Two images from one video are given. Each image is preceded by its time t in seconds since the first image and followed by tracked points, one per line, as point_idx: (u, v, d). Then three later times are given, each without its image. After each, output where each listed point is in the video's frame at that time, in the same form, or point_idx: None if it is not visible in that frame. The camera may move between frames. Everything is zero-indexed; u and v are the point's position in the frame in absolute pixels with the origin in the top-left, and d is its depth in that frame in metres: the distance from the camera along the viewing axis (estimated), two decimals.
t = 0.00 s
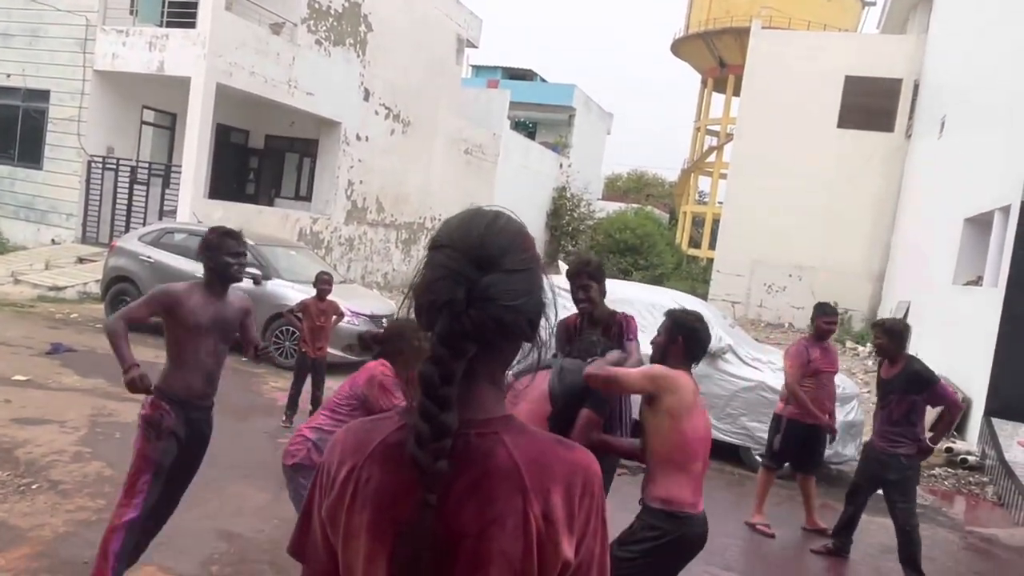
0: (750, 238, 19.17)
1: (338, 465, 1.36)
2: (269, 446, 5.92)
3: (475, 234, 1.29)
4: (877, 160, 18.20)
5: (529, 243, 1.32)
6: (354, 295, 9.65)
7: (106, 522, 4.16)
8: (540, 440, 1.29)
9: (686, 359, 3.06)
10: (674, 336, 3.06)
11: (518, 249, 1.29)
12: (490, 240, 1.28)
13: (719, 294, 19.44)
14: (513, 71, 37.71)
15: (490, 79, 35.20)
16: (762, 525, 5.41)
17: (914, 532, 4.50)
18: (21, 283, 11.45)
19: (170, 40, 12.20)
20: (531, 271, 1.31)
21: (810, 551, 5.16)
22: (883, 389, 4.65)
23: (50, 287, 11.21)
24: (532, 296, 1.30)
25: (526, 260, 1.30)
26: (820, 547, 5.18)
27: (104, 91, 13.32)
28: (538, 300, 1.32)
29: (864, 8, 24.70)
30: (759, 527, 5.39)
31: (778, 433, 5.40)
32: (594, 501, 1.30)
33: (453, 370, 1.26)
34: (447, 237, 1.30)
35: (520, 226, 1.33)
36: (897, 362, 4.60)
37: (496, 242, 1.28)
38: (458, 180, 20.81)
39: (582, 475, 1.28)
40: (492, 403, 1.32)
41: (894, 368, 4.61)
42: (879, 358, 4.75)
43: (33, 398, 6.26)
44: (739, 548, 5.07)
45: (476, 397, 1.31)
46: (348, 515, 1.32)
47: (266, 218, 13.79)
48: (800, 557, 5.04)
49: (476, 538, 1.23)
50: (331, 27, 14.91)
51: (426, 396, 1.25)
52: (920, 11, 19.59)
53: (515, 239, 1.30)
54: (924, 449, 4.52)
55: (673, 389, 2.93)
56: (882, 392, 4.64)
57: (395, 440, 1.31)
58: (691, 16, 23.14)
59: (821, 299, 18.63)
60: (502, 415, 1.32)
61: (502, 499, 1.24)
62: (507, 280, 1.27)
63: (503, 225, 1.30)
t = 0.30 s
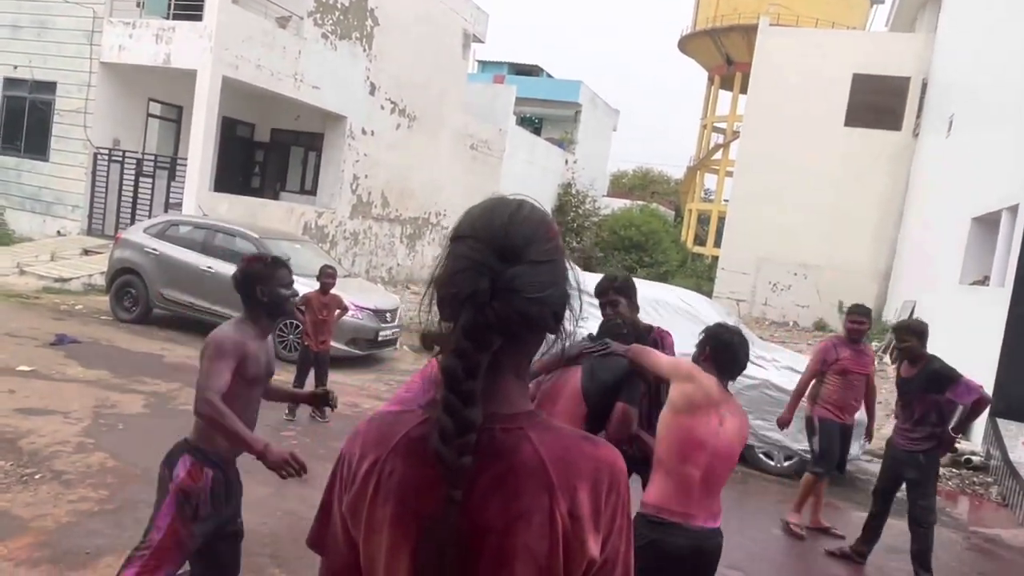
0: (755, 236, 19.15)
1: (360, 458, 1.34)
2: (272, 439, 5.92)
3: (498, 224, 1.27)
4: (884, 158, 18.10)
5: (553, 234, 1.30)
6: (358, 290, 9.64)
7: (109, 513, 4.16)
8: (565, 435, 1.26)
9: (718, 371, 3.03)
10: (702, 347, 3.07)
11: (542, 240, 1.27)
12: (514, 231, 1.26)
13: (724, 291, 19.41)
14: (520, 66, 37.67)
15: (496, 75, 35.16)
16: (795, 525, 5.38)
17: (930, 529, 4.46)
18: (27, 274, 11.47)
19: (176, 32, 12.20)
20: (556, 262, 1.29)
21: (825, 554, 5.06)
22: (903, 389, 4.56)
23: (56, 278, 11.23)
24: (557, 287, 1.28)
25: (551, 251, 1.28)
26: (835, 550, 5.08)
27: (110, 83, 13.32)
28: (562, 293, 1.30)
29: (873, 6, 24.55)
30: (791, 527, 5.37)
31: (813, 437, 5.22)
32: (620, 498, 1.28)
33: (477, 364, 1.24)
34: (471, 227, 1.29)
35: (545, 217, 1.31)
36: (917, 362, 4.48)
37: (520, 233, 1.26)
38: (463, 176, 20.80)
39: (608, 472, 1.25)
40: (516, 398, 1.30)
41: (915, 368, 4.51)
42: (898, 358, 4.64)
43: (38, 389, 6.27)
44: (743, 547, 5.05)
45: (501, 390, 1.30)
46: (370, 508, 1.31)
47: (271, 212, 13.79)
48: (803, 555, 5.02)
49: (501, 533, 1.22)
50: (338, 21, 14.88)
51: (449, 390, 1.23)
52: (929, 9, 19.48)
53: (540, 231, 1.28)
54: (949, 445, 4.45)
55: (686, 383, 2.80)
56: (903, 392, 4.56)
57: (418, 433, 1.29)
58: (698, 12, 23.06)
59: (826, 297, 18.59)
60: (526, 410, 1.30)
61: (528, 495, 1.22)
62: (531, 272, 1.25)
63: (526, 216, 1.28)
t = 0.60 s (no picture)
0: (764, 236, 19.08)
1: (390, 457, 1.32)
2: (279, 434, 5.92)
3: (534, 227, 1.26)
4: (895, 160, 17.98)
5: (591, 237, 1.29)
6: (366, 286, 9.65)
7: (115, 506, 4.17)
8: (602, 440, 1.25)
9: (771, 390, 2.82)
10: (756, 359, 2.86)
11: (579, 244, 1.26)
12: (552, 236, 1.25)
13: (732, 292, 19.36)
14: (529, 64, 37.63)
15: (506, 72, 35.11)
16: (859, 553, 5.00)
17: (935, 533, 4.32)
18: (37, 266, 11.52)
19: (187, 27, 12.22)
20: (593, 268, 1.27)
21: (830, 557, 5.06)
22: (910, 398, 4.47)
23: (65, 271, 11.27)
24: (594, 290, 1.27)
25: (589, 255, 1.27)
26: (841, 554, 5.07)
27: (121, 77, 13.36)
28: (599, 299, 1.29)
29: (886, 6, 24.38)
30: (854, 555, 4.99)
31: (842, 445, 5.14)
32: (656, 505, 1.27)
33: (511, 368, 1.23)
34: (506, 230, 1.27)
35: (583, 220, 1.29)
36: (927, 370, 4.42)
37: (556, 237, 1.25)
38: (472, 173, 20.78)
39: (645, 478, 1.24)
40: (551, 402, 1.29)
41: (925, 377, 4.43)
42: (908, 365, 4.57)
43: (47, 381, 6.30)
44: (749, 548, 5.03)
45: (535, 394, 1.28)
46: (400, 508, 1.29)
47: (280, 207, 13.81)
48: (809, 559, 5.00)
49: (536, 540, 1.20)
50: (348, 16, 14.86)
51: (484, 395, 1.21)
52: (943, 10, 19.34)
53: (576, 235, 1.26)
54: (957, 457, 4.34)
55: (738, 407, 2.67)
56: (911, 400, 4.47)
57: (451, 434, 1.27)
58: (710, 11, 22.97)
59: (834, 299, 18.52)
60: (562, 415, 1.29)
61: (565, 501, 1.20)
62: (567, 275, 1.24)
63: (562, 219, 1.27)
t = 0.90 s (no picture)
0: (775, 239, 19.02)
1: (412, 440, 1.32)
2: (288, 427, 5.95)
3: (562, 214, 1.26)
4: (909, 164, 17.87)
5: (619, 227, 1.29)
6: (376, 281, 9.68)
7: (125, 494, 4.20)
8: (622, 430, 1.25)
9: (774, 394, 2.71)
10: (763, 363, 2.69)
11: (606, 233, 1.26)
12: (580, 226, 1.25)
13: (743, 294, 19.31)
14: (543, 63, 37.65)
15: (519, 71, 35.13)
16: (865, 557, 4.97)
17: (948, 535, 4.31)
18: (51, 258, 11.61)
19: (203, 22, 12.29)
20: (619, 258, 1.27)
21: (838, 561, 5.04)
22: (924, 400, 4.42)
23: (78, 263, 11.35)
24: (619, 281, 1.27)
25: (616, 246, 1.27)
26: (849, 558, 5.05)
27: (137, 71, 13.44)
28: (623, 290, 1.29)
29: (903, 9, 24.20)
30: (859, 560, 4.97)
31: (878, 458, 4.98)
32: (673, 499, 1.26)
33: (534, 355, 1.23)
34: (535, 218, 1.28)
35: (611, 211, 1.29)
36: (943, 373, 4.35)
37: (583, 226, 1.25)
38: (484, 171, 20.80)
39: (664, 472, 1.24)
40: (575, 391, 1.29)
41: (939, 379, 4.37)
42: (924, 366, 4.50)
43: (59, 371, 6.35)
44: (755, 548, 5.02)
45: (558, 382, 1.28)
46: (420, 491, 1.30)
47: (292, 203, 13.87)
48: (818, 562, 4.98)
49: (554, 527, 1.20)
50: (362, 14, 14.89)
51: (507, 382, 1.22)
52: (960, 14, 19.20)
53: (603, 225, 1.27)
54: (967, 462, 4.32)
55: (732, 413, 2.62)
56: (925, 402, 4.42)
57: (473, 419, 1.28)
58: (725, 13, 22.90)
59: (846, 303, 18.44)
60: (583, 404, 1.29)
61: (584, 489, 1.20)
62: (592, 264, 1.24)
63: (590, 208, 1.27)
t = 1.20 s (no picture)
0: (790, 245, 18.92)
1: (433, 438, 1.32)
2: (298, 424, 5.95)
3: (592, 217, 1.25)
4: (926, 172, 17.73)
5: (648, 231, 1.27)
6: (389, 280, 9.69)
7: (135, 488, 4.22)
8: (645, 436, 1.24)
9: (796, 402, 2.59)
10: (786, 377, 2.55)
11: (635, 238, 1.25)
12: (609, 231, 1.24)
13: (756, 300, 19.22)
14: (558, 65, 37.67)
15: (534, 73, 35.15)
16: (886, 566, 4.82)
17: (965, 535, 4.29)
18: (67, 251, 11.70)
19: (221, 19, 12.35)
20: (648, 263, 1.26)
21: None
22: (944, 409, 4.35)
23: (93, 257, 11.42)
24: (646, 286, 1.25)
25: (645, 251, 1.25)
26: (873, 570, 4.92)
27: (155, 67, 13.54)
28: (650, 295, 1.27)
29: (922, 16, 24.03)
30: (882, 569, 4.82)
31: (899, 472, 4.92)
32: (694, 507, 1.25)
33: (557, 359, 1.23)
34: (563, 219, 1.27)
35: (642, 214, 1.28)
36: (965, 382, 4.31)
37: (611, 229, 1.24)
38: (497, 172, 20.82)
39: (685, 479, 1.22)
40: (598, 395, 1.28)
41: (960, 388, 4.33)
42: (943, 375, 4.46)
43: (73, 363, 6.39)
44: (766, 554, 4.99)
45: (582, 386, 1.27)
46: (438, 491, 1.29)
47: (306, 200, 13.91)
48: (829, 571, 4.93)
49: (573, 532, 1.19)
50: (379, 13, 14.94)
51: (528, 384, 1.21)
52: (980, 21, 19.04)
53: (633, 228, 1.25)
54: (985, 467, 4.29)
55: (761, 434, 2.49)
56: (944, 411, 4.36)
57: (494, 420, 1.27)
58: (742, 17, 22.82)
59: (860, 311, 18.30)
60: (607, 408, 1.27)
61: (603, 495, 1.19)
62: (620, 269, 1.22)
63: (620, 211, 1.26)
